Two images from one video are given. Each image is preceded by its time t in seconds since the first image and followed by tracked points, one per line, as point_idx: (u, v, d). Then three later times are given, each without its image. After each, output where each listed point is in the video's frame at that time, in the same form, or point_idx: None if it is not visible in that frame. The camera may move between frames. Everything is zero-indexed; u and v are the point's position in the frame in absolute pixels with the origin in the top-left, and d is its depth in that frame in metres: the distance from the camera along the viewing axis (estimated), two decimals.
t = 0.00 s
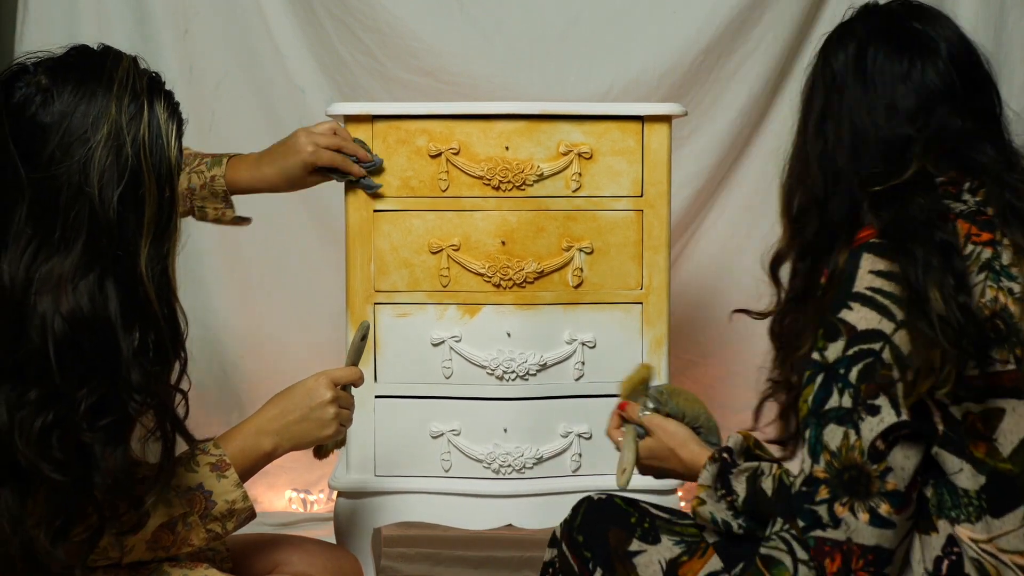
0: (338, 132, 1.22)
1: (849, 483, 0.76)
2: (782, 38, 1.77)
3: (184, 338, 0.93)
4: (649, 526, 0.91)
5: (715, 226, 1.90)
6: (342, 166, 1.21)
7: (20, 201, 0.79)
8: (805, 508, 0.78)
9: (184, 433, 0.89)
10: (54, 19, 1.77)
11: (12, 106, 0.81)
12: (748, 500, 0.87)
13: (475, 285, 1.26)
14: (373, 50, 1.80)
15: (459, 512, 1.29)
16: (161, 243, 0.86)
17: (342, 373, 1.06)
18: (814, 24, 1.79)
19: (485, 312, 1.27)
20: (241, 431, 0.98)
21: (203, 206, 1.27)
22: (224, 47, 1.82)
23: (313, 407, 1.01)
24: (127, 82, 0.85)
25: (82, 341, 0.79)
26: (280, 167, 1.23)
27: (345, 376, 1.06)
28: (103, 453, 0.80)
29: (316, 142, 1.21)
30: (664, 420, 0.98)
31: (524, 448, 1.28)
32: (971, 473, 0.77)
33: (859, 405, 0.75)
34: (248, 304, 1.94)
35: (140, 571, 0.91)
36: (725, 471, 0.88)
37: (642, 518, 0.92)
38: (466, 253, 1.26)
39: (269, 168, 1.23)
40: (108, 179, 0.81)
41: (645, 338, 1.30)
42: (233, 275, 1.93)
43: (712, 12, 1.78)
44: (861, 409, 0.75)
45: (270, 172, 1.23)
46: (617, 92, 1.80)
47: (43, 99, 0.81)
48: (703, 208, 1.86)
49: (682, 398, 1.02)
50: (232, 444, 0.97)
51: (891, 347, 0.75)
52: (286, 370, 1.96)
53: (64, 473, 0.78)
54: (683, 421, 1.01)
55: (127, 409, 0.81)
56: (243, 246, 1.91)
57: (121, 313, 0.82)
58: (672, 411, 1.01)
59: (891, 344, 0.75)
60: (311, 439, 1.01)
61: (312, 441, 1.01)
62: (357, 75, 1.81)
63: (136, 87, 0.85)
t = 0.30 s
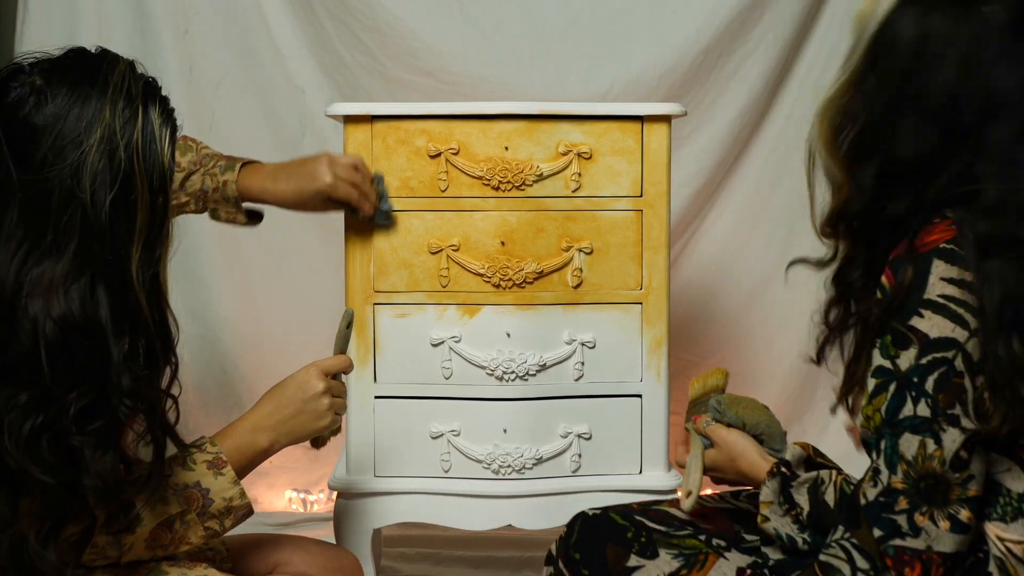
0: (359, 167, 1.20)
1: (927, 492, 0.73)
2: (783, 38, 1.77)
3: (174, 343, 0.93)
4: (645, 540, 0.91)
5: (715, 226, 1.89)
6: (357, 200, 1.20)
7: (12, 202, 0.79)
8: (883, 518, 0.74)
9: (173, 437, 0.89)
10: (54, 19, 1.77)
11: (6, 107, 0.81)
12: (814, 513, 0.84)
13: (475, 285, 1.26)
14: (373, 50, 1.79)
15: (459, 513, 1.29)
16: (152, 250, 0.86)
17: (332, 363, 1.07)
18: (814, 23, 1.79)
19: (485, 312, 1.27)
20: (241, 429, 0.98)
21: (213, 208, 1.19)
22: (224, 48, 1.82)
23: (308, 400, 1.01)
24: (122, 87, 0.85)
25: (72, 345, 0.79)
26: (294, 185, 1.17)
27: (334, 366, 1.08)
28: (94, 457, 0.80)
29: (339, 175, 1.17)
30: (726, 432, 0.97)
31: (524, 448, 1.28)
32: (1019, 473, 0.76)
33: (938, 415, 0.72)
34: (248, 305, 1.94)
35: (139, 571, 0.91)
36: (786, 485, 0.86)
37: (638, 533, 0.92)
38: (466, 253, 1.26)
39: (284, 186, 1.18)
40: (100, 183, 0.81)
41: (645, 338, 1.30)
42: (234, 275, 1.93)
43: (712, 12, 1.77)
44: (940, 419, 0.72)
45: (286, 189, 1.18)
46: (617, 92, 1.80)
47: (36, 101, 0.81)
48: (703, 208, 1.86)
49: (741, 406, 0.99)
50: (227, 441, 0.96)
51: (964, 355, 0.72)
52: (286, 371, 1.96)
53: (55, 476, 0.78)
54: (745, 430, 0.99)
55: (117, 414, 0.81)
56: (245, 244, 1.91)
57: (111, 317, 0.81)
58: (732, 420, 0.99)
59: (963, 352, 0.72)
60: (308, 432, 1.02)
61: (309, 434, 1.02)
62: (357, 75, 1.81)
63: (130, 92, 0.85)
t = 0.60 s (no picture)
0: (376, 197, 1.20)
1: (877, 453, 0.76)
2: (782, 38, 1.77)
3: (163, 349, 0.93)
4: (647, 534, 0.91)
5: (715, 226, 1.89)
6: (369, 224, 1.21)
7: None
8: (825, 472, 0.77)
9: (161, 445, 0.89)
10: (54, 19, 1.77)
11: None
12: (766, 458, 0.83)
13: (475, 285, 1.26)
14: (373, 50, 1.80)
15: (458, 512, 1.29)
16: (142, 254, 0.86)
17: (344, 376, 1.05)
18: (814, 24, 1.79)
19: (485, 312, 1.27)
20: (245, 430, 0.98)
21: (220, 223, 1.20)
22: (224, 48, 1.82)
23: (313, 410, 1.00)
24: (113, 89, 0.85)
25: (60, 348, 0.79)
26: (309, 208, 1.17)
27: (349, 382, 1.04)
28: (80, 462, 0.80)
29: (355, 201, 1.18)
30: (700, 364, 1.00)
31: (524, 447, 1.28)
32: (999, 461, 0.74)
33: (901, 379, 0.75)
34: (248, 305, 1.94)
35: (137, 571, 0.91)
36: (745, 428, 0.86)
37: (639, 525, 0.91)
38: (466, 253, 1.26)
39: (297, 206, 1.18)
40: (89, 186, 0.81)
41: (645, 338, 1.30)
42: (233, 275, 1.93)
43: (712, 12, 1.78)
44: (902, 383, 0.75)
45: (300, 212, 1.18)
46: (616, 92, 1.81)
47: (27, 101, 0.81)
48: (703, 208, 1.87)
49: (719, 342, 1.01)
50: (230, 446, 0.96)
51: (940, 327, 0.76)
52: (286, 370, 1.96)
53: (39, 481, 0.78)
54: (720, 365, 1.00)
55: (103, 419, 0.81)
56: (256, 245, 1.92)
57: (100, 319, 0.81)
58: (707, 354, 1.01)
59: (940, 324, 0.76)
60: (313, 441, 1.00)
61: (313, 443, 1.00)
62: (357, 75, 1.81)
63: (122, 94, 0.85)
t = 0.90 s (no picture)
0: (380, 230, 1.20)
1: (866, 446, 0.75)
2: (782, 38, 1.77)
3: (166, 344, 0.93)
4: (642, 540, 0.91)
5: (714, 225, 1.89)
6: (371, 256, 1.21)
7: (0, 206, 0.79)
8: (813, 462, 0.77)
9: (163, 442, 0.90)
10: (54, 20, 1.77)
11: None
12: (752, 439, 0.83)
13: (475, 285, 1.26)
14: (373, 50, 1.80)
15: (458, 512, 1.29)
16: (144, 248, 0.86)
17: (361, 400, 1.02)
18: (814, 24, 1.79)
19: (485, 312, 1.27)
20: (254, 445, 0.98)
21: (224, 238, 1.21)
22: (224, 48, 1.82)
23: (324, 431, 0.98)
24: (109, 87, 0.84)
25: (60, 347, 0.79)
26: (310, 235, 1.17)
27: (363, 406, 1.02)
28: (75, 462, 0.80)
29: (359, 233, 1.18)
30: (688, 341, 0.99)
31: (524, 447, 1.28)
32: (997, 457, 0.73)
33: (899, 373, 0.75)
34: (248, 305, 1.94)
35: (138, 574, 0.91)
36: (731, 409, 0.85)
37: (634, 532, 0.91)
38: (466, 253, 1.26)
39: (304, 232, 1.17)
40: (90, 185, 0.81)
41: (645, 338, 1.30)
42: (233, 275, 1.93)
43: (712, 12, 1.77)
44: (900, 378, 0.75)
45: (301, 237, 1.17)
46: (616, 92, 1.80)
47: (24, 102, 0.81)
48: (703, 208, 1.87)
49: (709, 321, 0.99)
50: (238, 461, 0.96)
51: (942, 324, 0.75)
52: (286, 369, 1.96)
53: (32, 483, 0.79)
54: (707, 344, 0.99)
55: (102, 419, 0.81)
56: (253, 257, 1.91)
57: (101, 319, 0.81)
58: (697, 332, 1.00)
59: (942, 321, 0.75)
60: (321, 462, 0.98)
61: (321, 465, 0.98)
62: (357, 75, 1.81)
63: (118, 91, 0.84)
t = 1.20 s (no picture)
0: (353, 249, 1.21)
1: (902, 467, 0.76)
2: (782, 38, 1.77)
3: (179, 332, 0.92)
4: (639, 545, 0.92)
5: (715, 224, 1.89)
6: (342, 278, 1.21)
7: (10, 208, 0.79)
8: (850, 489, 0.77)
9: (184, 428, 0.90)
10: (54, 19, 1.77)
11: None
12: (775, 475, 0.83)
13: (475, 285, 1.26)
14: (373, 50, 1.79)
15: (458, 513, 1.29)
16: (151, 244, 0.86)
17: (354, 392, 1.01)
18: (814, 23, 1.79)
19: (485, 312, 1.27)
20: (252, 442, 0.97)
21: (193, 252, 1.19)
22: (224, 47, 1.82)
23: (320, 425, 0.98)
24: (108, 81, 0.84)
25: (84, 341, 0.79)
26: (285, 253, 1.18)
27: (358, 398, 1.01)
28: (107, 452, 0.81)
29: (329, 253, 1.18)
30: (687, 377, 1.00)
31: (524, 448, 1.28)
32: (1007, 464, 0.77)
33: (928, 391, 0.77)
34: (248, 305, 1.94)
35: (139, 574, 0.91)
36: (747, 443, 0.85)
37: (632, 537, 0.93)
38: (466, 253, 1.26)
39: (277, 250, 1.18)
40: (96, 181, 0.81)
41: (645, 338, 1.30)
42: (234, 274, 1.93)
43: (712, 11, 1.77)
44: (930, 395, 0.76)
45: (277, 255, 1.18)
46: (617, 92, 1.80)
47: (25, 102, 0.81)
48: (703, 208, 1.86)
49: (709, 356, 1.00)
50: (235, 458, 0.96)
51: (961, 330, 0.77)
52: (287, 370, 1.96)
53: (79, 472, 0.79)
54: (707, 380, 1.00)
55: (132, 408, 0.82)
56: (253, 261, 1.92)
57: (118, 312, 0.82)
58: (696, 367, 1.00)
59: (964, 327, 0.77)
60: (319, 456, 0.98)
61: (319, 459, 0.98)
62: (357, 75, 1.81)
63: (117, 85, 0.84)
